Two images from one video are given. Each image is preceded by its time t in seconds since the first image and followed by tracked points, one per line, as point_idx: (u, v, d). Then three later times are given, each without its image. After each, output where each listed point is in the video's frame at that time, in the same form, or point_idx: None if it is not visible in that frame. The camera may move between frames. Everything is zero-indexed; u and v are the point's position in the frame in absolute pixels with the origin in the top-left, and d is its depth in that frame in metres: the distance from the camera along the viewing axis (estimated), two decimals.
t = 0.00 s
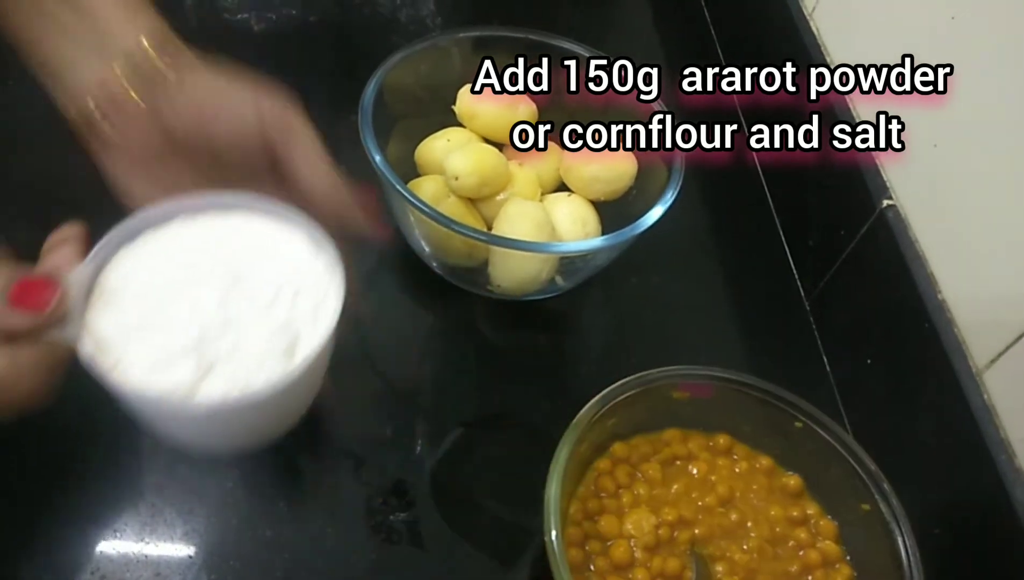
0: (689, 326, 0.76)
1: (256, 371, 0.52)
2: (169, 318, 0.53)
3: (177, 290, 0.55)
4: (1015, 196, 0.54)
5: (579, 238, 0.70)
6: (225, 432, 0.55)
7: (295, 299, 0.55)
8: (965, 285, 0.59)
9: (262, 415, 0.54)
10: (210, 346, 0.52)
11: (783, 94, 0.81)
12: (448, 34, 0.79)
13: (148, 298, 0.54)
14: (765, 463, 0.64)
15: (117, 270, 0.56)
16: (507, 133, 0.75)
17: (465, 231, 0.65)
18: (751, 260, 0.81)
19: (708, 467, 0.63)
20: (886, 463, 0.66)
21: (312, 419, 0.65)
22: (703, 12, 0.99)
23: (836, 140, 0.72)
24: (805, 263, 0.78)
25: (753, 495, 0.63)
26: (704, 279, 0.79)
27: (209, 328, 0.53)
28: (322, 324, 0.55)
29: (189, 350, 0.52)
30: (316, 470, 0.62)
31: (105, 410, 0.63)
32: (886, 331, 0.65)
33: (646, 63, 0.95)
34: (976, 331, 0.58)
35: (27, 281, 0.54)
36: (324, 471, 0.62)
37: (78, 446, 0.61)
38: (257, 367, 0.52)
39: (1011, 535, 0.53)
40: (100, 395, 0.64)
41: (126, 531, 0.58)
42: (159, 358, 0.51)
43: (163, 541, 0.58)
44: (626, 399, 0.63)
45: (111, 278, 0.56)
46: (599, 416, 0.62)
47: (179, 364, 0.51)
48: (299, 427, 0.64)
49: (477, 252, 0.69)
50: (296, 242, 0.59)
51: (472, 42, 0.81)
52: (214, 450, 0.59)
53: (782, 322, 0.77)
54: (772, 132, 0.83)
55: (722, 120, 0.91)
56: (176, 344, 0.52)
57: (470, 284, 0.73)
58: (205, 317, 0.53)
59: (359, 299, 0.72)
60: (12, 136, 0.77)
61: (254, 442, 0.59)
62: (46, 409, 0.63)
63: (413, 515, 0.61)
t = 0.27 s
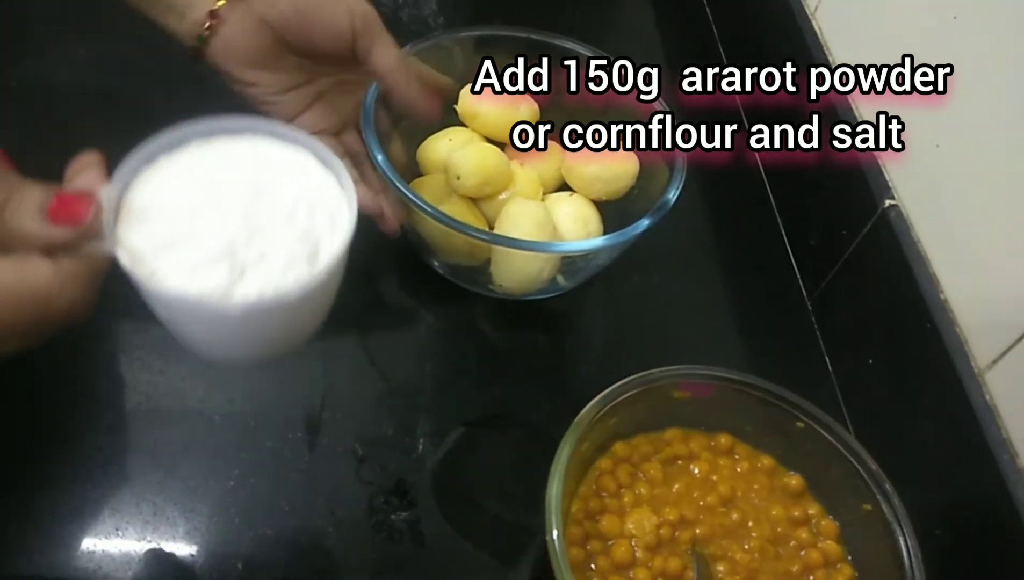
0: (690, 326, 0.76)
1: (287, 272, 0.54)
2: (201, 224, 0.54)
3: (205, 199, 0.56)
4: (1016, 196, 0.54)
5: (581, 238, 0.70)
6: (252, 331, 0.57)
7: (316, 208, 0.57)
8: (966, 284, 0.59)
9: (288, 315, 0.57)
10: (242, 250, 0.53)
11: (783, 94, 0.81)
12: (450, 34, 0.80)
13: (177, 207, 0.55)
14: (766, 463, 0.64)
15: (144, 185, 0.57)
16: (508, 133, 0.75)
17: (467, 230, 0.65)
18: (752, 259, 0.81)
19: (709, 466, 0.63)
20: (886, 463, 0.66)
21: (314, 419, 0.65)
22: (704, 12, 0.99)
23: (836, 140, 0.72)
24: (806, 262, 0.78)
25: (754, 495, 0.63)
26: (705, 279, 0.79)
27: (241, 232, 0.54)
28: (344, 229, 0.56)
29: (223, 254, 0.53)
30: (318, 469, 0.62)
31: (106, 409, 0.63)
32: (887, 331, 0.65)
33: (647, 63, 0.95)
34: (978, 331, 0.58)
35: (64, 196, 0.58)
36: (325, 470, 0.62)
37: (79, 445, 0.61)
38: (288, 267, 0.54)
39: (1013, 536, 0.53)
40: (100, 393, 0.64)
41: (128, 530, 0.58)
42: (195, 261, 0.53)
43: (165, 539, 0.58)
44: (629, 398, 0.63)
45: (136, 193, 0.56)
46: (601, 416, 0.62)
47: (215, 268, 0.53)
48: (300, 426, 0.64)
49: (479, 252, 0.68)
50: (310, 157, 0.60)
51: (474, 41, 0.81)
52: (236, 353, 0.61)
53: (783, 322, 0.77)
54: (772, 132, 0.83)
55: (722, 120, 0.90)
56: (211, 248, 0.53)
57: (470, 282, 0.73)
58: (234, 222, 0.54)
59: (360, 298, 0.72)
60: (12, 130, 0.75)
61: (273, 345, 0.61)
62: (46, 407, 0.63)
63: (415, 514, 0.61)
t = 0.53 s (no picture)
0: (691, 325, 0.76)
1: (287, 270, 0.55)
2: (205, 221, 0.56)
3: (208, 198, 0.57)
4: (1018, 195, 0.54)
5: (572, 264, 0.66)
6: (251, 330, 0.58)
7: (315, 211, 0.59)
8: (969, 284, 0.59)
9: (283, 316, 0.58)
10: (244, 247, 0.55)
11: (781, 94, 0.81)
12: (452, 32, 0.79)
13: (180, 205, 0.57)
14: (767, 463, 0.64)
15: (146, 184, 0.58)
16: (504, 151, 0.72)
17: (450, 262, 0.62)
18: (754, 258, 0.81)
19: (710, 466, 0.63)
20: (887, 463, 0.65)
21: (314, 418, 0.65)
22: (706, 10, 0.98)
23: (836, 140, 0.72)
24: (808, 261, 0.78)
25: (755, 495, 0.63)
26: (707, 278, 0.79)
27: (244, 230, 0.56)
28: (343, 231, 0.58)
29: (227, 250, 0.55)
30: (318, 468, 0.63)
31: (108, 408, 0.63)
32: (888, 331, 0.65)
33: (649, 62, 0.95)
34: (980, 331, 0.58)
35: (66, 190, 0.57)
36: (326, 469, 0.62)
37: (81, 443, 0.62)
38: (288, 266, 0.55)
39: (1014, 537, 0.53)
40: (102, 392, 0.64)
41: (129, 529, 0.58)
42: (198, 257, 0.54)
43: (166, 538, 0.58)
44: (630, 398, 0.63)
45: (137, 192, 0.58)
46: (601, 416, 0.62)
47: (217, 263, 0.54)
48: (300, 425, 0.65)
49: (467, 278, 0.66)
50: (309, 158, 0.62)
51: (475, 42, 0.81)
52: (237, 350, 0.62)
53: (785, 322, 0.77)
54: (772, 132, 0.83)
55: (722, 120, 0.90)
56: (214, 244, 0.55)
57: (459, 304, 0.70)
58: (237, 220, 0.56)
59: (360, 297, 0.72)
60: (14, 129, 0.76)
61: (271, 345, 0.62)
62: (49, 406, 0.63)
63: (415, 514, 0.61)
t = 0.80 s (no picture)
0: (697, 324, 0.76)
1: (321, 274, 0.51)
2: (232, 223, 0.51)
3: (237, 196, 0.52)
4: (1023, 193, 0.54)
5: (564, 368, 0.62)
6: (280, 332, 0.54)
7: (347, 212, 0.54)
8: (977, 282, 0.59)
9: (320, 320, 0.54)
10: (278, 249, 0.51)
11: (782, 94, 0.82)
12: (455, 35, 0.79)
13: (208, 204, 0.52)
14: (774, 463, 0.64)
15: (173, 181, 0.54)
16: (501, 231, 0.67)
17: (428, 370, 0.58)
18: (759, 257, 0.81)
19: (717, 466, 0.63)
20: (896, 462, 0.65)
21: (321, 415, 0.65)
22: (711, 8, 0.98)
23: (836, 140, 0.73)
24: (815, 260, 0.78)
25: (762, 496, 0.63)
26: (714, 278, 0.79)
27: (274, 231, 0.51)
28: (377, 232, 0.54)
29: (255, 255, 0.50)
30: (325, 465, 0.62)
31: (114, 405, 0.63)
32: (897, 330, 0.65)
33: (654, 62, 0.95)
34: (989, 330, 0.58)
35: (102, 190, 0.54)
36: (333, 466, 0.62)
37: (87, 440, 0.61)
38: (322, 269, 0.51)
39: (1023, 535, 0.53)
40: (108, 389, 0.64)
41: (138, 529, 0.58)
42: (229, 261, 0.50)
43: (174, 535, 0.58)
44: (637, 396, 0.62)
45: (164, 190, 0.53)
46: (608, 416, 0.61)
47: (250, 268, 0.50)
48: (308, 423, 0.64)
49: (445, 360, 0.62)
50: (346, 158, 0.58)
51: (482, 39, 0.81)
52: (267, 356, 0.58)
53: (792, 321, 0.77)
54: (772, 132, 0.84)
55: (721, 120, 0.90)
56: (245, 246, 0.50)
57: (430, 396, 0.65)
58: (268, 221, 0.51)
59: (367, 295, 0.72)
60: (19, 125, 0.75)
61: (292, 340, 0.56)
62: (55, 403, 0.62)
63: (423, 512, 0.61)
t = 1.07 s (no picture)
0: (698, 324, 0.76)
1: (342, 290, 0.49)
2: (255, 234, 0.49)
3: (260, 207, 0.50)
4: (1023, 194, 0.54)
5: (565, 369, 0.63)
6: (304, 344, 0.52)
7: (371, 226, 0.52)
8: (978, 282, 0.59)
9: (344, 331, 0.52)
10: (302, 259, 0.49)
11: (783, 94, 0.82)
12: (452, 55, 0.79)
13: (230, 216, 0.50)
14: (775, 462, 0.64)
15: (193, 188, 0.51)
16: (502, 233, 0.67)
17: (431, 375, 0.58)
18: (760, 257, 0.81)
19: (719, 466, 0.63)
20: (897, 462, 0.65)
21: (322, 415, 0.65)
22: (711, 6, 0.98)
23: (836, 140, 0.73)
24: (816, 260, 0.78)
25: (764, 496, 0.63)
26: (715, 278, 0.79)
27: (295, 245, 0.49)
28: (399, 244, 0.51)
29: (274, 270, 0.48)
30: (326, 465, 0.62)
31: (115, 405, 0.63)
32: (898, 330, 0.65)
33: (654, 61, 0.95)
34: (991, 330, 0.58)
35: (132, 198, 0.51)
36: (334, 466, 0.62)
37: (89, 441, 0.61)
38: (343, 285, 0.49)
39: None
40: (110, 389, 0.64)
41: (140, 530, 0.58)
42: (249, 276, 0.48)
43: (175, 536, 0.58)
44: (639, 395, 0.62)
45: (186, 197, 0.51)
46: (611, 415, 0.61)
47: (271, 280, 0.48)
48: (309, 423, 0.64)
49: (446, 363, 0.62)
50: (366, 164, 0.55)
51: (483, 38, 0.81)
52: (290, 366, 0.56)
53: (793, 322, 0.77)
54: (772, 132, 0.83)
55: (722, 119, 0.90)
56: (265, 261, 0.48)
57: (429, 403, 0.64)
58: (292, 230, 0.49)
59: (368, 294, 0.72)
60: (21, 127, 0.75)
61: (318, 350, 0.54)
62: (56, 404, 0.62)
63: (425, 512, 0.61)
